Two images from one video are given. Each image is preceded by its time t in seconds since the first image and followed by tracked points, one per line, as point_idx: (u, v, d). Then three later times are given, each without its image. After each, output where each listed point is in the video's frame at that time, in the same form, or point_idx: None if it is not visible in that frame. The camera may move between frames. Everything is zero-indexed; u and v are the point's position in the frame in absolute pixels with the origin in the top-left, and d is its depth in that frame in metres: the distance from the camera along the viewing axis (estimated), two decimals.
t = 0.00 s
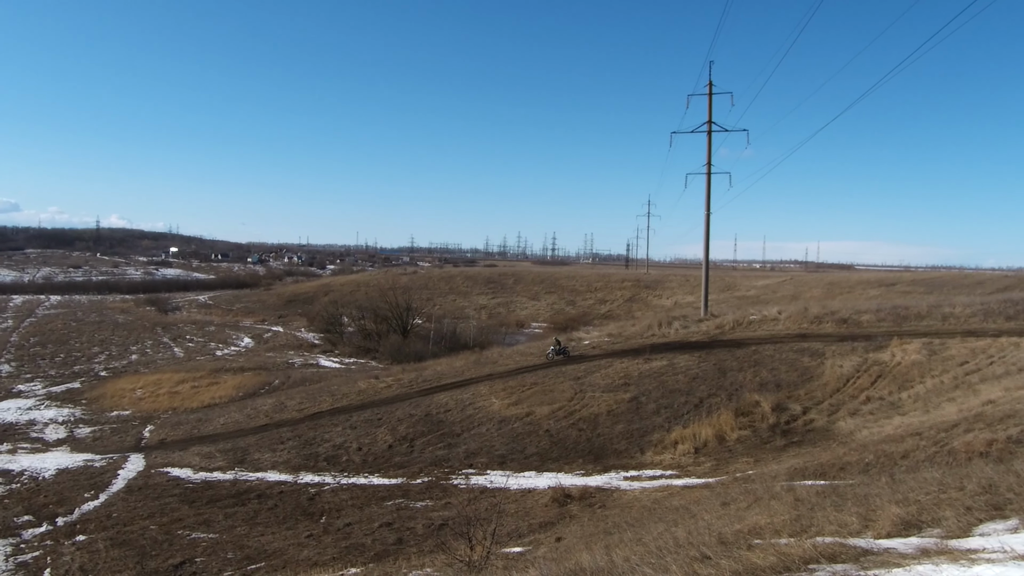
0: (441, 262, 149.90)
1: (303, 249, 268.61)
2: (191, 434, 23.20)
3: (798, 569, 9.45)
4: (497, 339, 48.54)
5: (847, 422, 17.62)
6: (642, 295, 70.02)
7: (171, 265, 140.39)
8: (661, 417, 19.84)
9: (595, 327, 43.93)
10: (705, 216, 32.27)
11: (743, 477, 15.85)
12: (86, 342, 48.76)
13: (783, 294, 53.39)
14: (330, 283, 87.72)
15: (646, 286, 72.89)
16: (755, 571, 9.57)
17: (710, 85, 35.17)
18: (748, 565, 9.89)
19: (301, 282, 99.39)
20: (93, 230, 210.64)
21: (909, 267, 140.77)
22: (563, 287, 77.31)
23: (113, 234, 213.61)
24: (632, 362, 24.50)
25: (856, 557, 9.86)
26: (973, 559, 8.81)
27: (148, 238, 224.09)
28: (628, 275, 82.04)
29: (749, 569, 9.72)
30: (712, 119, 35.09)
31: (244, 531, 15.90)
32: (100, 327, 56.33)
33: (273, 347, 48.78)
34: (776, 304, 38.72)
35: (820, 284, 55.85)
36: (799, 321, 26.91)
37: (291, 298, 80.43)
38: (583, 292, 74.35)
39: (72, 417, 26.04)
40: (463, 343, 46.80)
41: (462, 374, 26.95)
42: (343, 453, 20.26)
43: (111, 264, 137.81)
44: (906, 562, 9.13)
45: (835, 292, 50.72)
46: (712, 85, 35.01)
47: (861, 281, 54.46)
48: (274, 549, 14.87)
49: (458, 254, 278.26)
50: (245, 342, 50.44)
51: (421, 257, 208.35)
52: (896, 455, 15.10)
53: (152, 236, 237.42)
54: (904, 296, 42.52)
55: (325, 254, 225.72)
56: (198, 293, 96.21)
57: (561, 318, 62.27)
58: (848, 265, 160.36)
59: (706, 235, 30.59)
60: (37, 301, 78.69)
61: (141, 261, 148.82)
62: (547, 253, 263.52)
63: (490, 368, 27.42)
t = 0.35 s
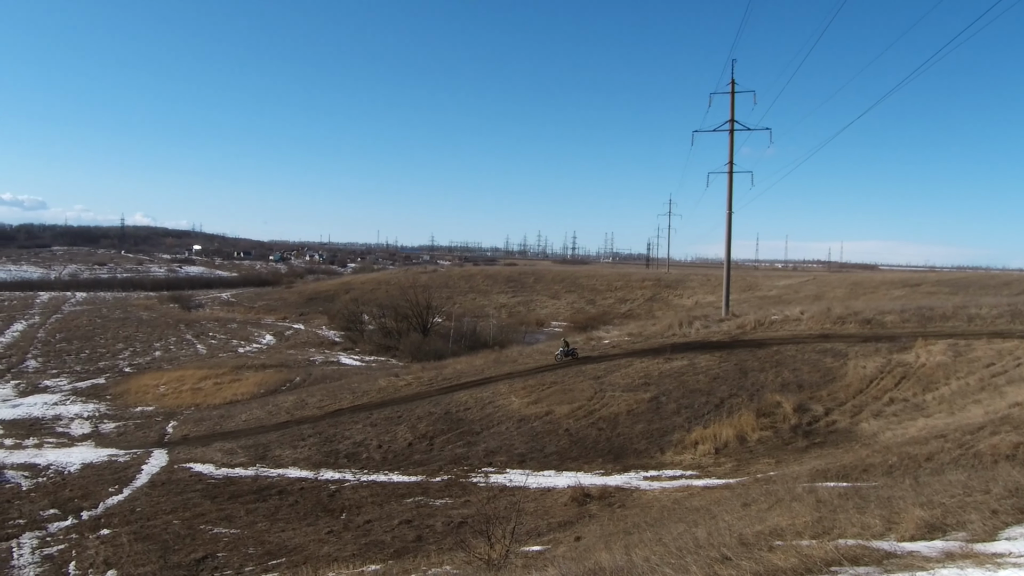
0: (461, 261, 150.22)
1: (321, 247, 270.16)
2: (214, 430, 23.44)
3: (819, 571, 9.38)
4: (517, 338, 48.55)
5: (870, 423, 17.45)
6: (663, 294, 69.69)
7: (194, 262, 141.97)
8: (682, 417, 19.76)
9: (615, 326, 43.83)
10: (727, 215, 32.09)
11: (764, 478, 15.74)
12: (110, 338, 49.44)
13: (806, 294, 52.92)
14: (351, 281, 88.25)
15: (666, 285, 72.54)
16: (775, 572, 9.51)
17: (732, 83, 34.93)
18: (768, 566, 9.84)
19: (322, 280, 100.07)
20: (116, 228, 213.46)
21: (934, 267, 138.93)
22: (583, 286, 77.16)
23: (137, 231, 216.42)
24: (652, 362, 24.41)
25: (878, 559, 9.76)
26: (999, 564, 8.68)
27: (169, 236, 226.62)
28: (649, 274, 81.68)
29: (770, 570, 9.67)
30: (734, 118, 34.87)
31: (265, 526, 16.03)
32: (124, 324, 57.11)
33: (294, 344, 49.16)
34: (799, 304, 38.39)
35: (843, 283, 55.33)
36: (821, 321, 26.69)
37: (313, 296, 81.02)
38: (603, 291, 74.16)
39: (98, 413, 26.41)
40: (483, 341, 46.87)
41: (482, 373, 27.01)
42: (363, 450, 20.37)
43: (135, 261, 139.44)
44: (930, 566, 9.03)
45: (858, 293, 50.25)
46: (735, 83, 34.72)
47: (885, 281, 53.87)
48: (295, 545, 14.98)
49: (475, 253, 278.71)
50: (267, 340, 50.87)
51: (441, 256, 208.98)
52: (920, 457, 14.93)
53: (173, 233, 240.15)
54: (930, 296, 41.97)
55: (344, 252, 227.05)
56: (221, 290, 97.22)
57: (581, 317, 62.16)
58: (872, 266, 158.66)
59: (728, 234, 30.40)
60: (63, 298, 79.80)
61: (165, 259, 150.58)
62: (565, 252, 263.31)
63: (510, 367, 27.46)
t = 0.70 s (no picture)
0: (486, 259, 150.46)
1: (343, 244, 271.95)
2: (241, 425, 23.71)
3: (847, 573, 9.29)
4: (541, 336, 48.53)
5: (899, 425, 17.23)
6: (688, 293, 69.24)
7: (222, 259, 143.69)
8: (707, 417, 19.65)
9: (641, 325, 43.68)
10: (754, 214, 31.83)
11: (791, 479, 15.62)
12: (140, 333, 50.23)
13: (835, 294, 52.30)
14: (375, 278, 88.80)
15: (692, 285, 72.09)
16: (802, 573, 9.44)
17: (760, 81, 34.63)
18: (795, 567, 9.77)
19: (347, 277, 100.86)
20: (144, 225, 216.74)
21: (966, 268, 136.47)
22: (607, 285, 76.93)
23: (164, 228, 219.68)
24: (677, 361, 24.28)
25: (907, 563, 9.63)
26: None
27: (195, 233, 229.64)
28: (674, 273, 81.19)
29: (797, 571, 9.59)
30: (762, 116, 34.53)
31: (291, 521, 16.18)
32: (153, 319, 57.97)
33: (320, 340, 49.58)
34: (828, 304, 37.96)
35: (873, 283, 54.63)
36: (850, 321, 26.39)
37: (338, 292, 81.66)
38: (628, 290, 73.91)
39: (128, 406, 26.84)
40: (507, 339, 46.92)
41: (506, 371, 27.07)
42: (388, 447, 20.49)
43: (165, 258, 141.39)
44: (961, 570, 8.89)
45: (888, 293, 49.57)
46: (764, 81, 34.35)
47: (916, 281, 53.05)
48: (320, 540, 15.11)
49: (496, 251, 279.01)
50: (293, 336, 51.38)
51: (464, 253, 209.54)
52: (950, 460, 14.71)
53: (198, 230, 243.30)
54: (962, 297, 41.31)
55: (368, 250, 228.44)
56: (248, 287, 98.37)
57: (605, 315, 61.95)
58: (901, 266, 156.36)
59: (755, 234, 30.16)
60: (94, 293, 81.30)
61: (193, 256, 152.62)
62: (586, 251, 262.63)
63: (534, 365, 27.47)
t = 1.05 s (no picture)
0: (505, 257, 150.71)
1: (359, 241, 273.05)
2: (260, 420, 23.91)
3: (867, 574, 9.23)
4: (559, 334, 48.51)
5: (921, 426, 17.07)
6: (707, 291, 68.90)
7: (242, 256, 145.00)
8: (726, 416, 19.57)
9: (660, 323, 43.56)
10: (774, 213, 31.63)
11: (811, 479, 15.52)
12: (162, 329, 50.81)
13: (856, 293, 51.85)
14: (394, 276, 89.20)
15: (711, 283, 71.72)
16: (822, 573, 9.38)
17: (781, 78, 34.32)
18: (814, 568, 9.71)
19: (366, 275, 101.42)
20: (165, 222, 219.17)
21: (991, 267, 134.76)
22: (626, 283, 76.73)
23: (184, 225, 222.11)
24: (696, 360, 24.18)
25: (929, 564, 9.54)
26: None
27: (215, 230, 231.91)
28: (693, 271, 80.82)
29: (816, 571, 9.53)
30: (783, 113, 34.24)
31: (310, 516, 16.29)
32: (174, 315, 58.61)
33: (339, 337, 49.91)
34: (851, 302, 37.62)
35: (894, 282, 54.11)
36: (871, 321, 26.17)
37: (357, 289, 82.13)
38: (647, 288, 73.72)
39: (150, 402, 27.16)
40: (525, 337, 46.97)
41: (524, 368, 27.10)
42: (407, 444, 20.58)
43: (187, 254, 142.86)
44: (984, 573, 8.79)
45: (910, 292, 49.08)
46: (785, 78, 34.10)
47: (939, 280, 52.46)
48: (339, 535, 15.21)
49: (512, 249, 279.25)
50: (313, 333, 51.76)
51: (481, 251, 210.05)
52: (973, 461, 14.55)
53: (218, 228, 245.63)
54: (987, 296, 40.80)
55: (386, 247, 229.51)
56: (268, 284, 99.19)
57: (624, 314, 61.81)
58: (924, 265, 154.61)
59: (775, 232, 29.96)
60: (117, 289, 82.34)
61: (214, 252, 154.15)
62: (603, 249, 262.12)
63: (552, 363, 27.49)
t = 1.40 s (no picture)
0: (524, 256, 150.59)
1: (375, 241, 274.13)
2: (280, 419, 24.07)
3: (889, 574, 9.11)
4: (577, 333, 48.48)
5: (943, 427, 16.90)
6: (726, 290, 68.52)
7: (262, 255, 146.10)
8: (745, 416, 19.48)
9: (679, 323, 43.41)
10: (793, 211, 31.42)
11: (830, 480, 15.42)
12: (182, 327, 51.31)
13: (877, 292, 51.38)
14: (412, 275, 89.43)
15: (730, 282, 71.26)
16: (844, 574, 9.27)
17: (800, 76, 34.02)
18: (835, 569, 9.60)
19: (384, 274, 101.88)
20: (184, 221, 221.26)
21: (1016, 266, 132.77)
22: (644, 282, 76.47)
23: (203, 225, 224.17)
24: (715, 359, 24.09)
25: (952, 566, 9.41)
26: None
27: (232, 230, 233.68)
28: (712, 270, 80.37)
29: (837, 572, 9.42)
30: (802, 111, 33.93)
31: (328, 514, 16.39)
32: (195, 314, 59.16)
33: (357, 336, 50.15)
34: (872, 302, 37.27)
35: (916, 281, 53.53)
36: (892, 320, 25.96)
37: (375, 288, 82.50)
38: (665, 288, 73.41)
39: (170, 400, 27.42)
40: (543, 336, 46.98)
41: (541, 368, 27.10)
42: (424, 442, 20.65)
43: (207, 254, 144.12)
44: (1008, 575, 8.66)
45: (932, 291, 48.53)
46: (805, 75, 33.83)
47: (962, 280, 51.81)
48: (357, 533, 15.30)
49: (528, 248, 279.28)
50: (331, 331, 52.09)
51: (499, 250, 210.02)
52: (996, 462, 14.38)
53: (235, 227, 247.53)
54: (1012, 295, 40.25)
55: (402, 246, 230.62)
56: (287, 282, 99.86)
57: (642, 313, 61.61)
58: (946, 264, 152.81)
59: (794, 231, 29.76)
60: (138, 288, 83.27)
61: (233, 252, 155.55)
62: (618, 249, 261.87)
63: (569, 363, 27.48)
